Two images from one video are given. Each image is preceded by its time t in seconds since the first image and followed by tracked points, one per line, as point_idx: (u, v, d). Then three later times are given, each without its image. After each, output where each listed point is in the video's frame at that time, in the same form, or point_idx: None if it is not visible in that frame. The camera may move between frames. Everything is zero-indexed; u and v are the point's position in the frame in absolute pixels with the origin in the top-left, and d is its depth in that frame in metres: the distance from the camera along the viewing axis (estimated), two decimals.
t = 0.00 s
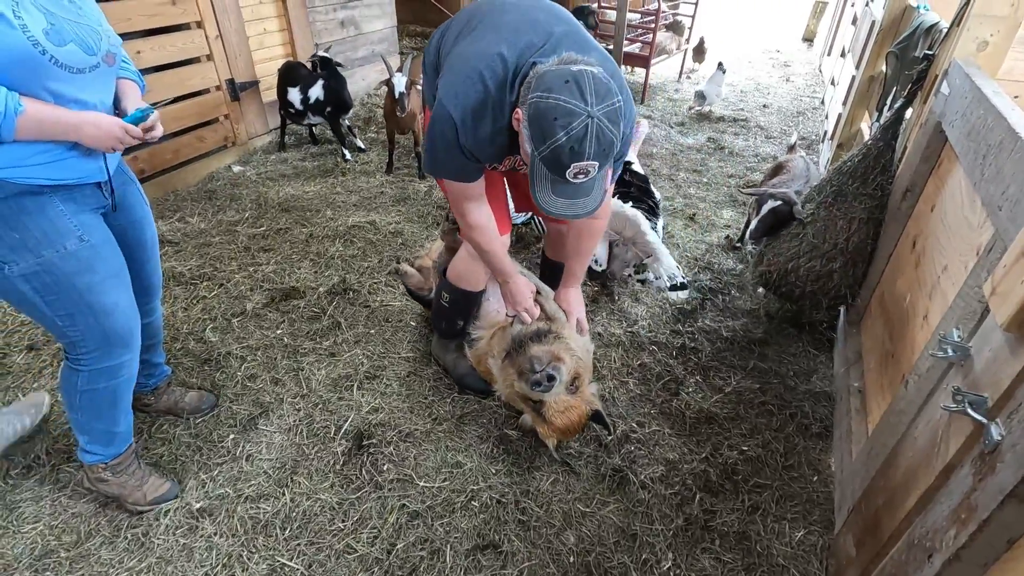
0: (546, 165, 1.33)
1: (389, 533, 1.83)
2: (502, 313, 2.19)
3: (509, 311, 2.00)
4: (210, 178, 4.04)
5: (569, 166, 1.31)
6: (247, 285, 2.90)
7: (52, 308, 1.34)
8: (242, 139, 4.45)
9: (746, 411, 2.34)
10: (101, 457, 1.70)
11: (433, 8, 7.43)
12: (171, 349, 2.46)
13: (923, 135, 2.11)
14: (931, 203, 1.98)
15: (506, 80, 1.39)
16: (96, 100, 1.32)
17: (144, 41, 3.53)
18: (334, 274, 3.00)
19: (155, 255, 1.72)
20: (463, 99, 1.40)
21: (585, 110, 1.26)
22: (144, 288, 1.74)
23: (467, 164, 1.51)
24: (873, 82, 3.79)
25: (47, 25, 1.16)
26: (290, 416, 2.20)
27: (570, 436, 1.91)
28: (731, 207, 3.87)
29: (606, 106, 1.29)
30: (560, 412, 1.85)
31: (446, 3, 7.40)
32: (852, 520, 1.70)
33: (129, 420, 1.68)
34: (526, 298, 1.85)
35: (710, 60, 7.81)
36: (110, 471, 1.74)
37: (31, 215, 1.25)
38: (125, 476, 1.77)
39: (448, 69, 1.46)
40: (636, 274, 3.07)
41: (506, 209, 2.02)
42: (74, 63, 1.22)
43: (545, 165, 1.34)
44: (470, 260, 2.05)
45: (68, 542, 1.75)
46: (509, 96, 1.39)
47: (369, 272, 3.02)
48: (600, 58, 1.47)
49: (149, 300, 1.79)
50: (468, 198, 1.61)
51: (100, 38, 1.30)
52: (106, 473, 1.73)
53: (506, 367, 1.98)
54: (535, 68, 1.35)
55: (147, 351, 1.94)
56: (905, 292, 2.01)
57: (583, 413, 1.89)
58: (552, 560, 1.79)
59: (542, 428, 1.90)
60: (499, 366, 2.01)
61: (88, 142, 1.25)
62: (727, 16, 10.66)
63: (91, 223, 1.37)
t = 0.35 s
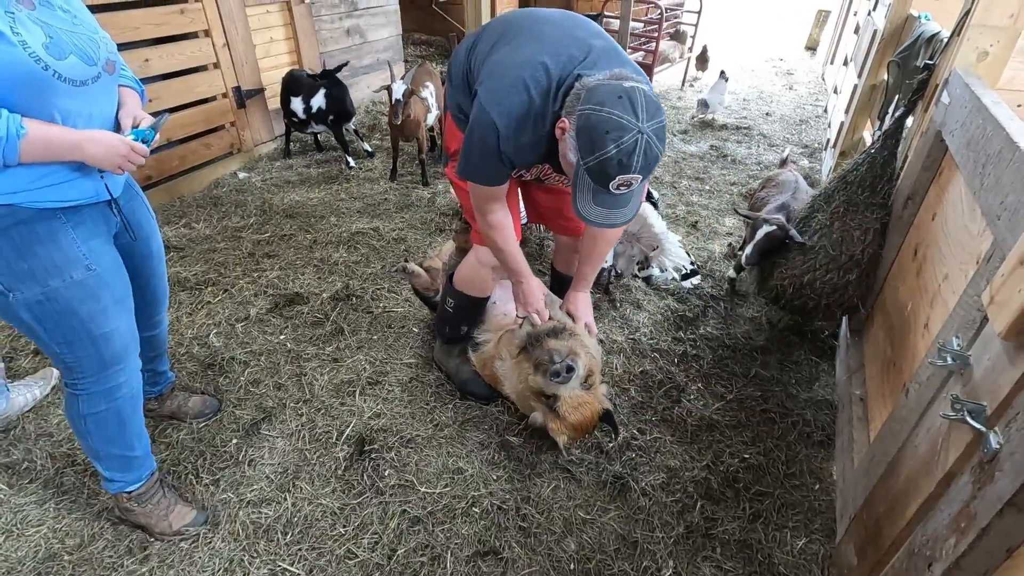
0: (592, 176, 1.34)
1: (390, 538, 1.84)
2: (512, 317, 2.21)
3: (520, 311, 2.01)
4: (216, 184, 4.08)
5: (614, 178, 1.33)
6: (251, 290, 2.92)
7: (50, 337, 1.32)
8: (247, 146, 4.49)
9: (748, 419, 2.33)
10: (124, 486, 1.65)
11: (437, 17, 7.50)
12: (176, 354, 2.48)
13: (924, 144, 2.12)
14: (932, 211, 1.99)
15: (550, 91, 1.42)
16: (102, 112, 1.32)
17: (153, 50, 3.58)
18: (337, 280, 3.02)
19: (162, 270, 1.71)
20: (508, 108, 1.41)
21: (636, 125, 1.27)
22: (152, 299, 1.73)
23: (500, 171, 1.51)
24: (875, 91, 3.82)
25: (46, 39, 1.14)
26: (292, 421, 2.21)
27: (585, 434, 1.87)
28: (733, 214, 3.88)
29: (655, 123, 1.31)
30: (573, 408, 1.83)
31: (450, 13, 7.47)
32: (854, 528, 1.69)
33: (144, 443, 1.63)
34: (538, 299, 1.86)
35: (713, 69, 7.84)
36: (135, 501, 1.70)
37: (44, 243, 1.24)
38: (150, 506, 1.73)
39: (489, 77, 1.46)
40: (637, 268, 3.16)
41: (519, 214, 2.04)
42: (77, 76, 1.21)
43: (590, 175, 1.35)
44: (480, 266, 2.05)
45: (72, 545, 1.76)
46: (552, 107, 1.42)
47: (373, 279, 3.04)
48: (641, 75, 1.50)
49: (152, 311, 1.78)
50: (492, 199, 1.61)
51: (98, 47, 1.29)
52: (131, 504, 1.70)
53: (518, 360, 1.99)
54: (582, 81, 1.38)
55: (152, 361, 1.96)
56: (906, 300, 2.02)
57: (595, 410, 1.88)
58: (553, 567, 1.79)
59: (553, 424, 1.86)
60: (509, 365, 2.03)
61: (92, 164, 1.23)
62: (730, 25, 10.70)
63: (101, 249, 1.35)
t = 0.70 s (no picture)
0: (606, 176, 1.35)
1: (387, 543, 1.84)
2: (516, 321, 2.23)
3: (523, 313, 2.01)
4: (218, 189, 4.11)
5: (628, 179, 1.33)
6: (252, 295, 2.94)
7: (33, 385, 1.30)
8: (249, 151, 4.52)
9: (746, 424, 2.33)
10: (117, 507, 1.63)
11: (439, 23, 7.55)
12: (175, 358, 2.49)
13: (921, 151, 2.13)
14: (929, 218, 1.99)
15: (567, 91, 1.44)
16: (74, 142, 1.23)
17: (156, 56, 3.61)
18: (337, 284, 3.04)
19: (165, 305, 1.71)
20: (525, 108, 1.43)
21: (653, 128, 1.28)
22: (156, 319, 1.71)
23: (514, 169, 1.52)
24: (875, 97, 3.87)
25: (5, 70, 1.05)
26: (291, 425, 2.22)
27: (586, 437, 1.91)
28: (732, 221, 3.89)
29: (671, 128, 1.32)
30: (578, 409, 1.86)
31: (452, 19, 7.52)
32: (850, 534, 1.69)
33: (136, 468, 1.61)
34: (543, 302, 1.86)
35: (714, 75, 7.87)
36: (128, 519, 1.69)
37: (27, 291, 1.22)
38: (144, 521, 1.72)
39: (508, 77, 1.49)
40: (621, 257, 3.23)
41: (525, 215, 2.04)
42: (42, 109, 1.13)
43: (605, 176, 1.36)
44: (486, 269, 2.06)
45: (70, 548, 1.76)
46: (568, 107, 1.44)
47: (372, 283, 3.06)
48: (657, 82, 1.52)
49: (158, 337, 1.77)
50: (503, 199, 1.62)
51: (70, 71, 1.20)
52: (125, 522, 1.68)
53: (522, 361, 1.99)
54: (601, 84, 1.39)
55: (152, 377, 1.94)
56: (903, 306, 2.02)
57: (599, 412, 1.90)
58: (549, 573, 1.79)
59: (556, 424, 1.88)
60: (512, 366, 2.03)
61: (33, 235, 1.13)
62: (731, 31, 10.74)
63: (88, 296, 1.34)
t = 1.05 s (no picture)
0: (581, 187, 1.36)
1: (383, 547, 1.84)
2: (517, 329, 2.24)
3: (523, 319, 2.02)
4: (218, 193, 4.12)
5: (603, 190, 1.34)
6: (250, 298, 2.94)
7: (13, 412, 1.24)
8: (249, 155, 4.53)
9: (744, 429, 2.32)
10: (110, 518, 1.60)
11: (440, 29, 7.59)
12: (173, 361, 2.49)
13: (917, 155, 2.13)
14: (926, 223, 1.99)
15: (547, 100, 1.45)
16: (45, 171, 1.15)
17: (157, 61, 3.63)
18: (335, 288, 3.04)
19: (171, 315, 1.60)
20: (507, 117, 1.44)
21: (627, 140, 1.29)
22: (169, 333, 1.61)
23: (498, 179, 1.52)
24: (873, 103, 3.88)
25: None
26: (287, 430, 2.21)
27: (602, 427, 1.92)
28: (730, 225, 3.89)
29: (647, 139, 1.33)
30: (596, 397, 1.87)
31: (453, 24, 7.56)
32: (847, 539, 1.68)
33: (124, 479, 1.56)
34: (543, 308, 1.89)
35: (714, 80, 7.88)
36: (122, 527, 1.67)
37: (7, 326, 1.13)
38: (137, 529, 1.70)
39: (491, 86, 1.50)
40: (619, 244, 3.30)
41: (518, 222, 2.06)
42: (14, 142, 1.05)
43: (581, 187, 1.37)
44: (481, 277, 2.06)
45: (64, 553, 1.76)
46: (548, 117, 1.45)
47: (371, 287, 3.06)
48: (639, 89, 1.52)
49: (175, 360, 1.69)
50: (493, 207, 1.63)
51: (41, 92, 1.10)
52: (119, 530, 1.66)
53: (531, 359, 2.00)
54: (580, 93, 1.39)
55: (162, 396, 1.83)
56: (900, 311, 2.02)
57: (614, 403, 1.93)
58: None
59: (574, 416, 1.87)
60: (520, 370, 2.03)
61: None
62: (731, 37, 10.77)
63: (68, 322, 1.26)
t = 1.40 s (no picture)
0: (587, 195, 1.37)
1: (380, 551, 1.83)
2: (525, 326, 2.21)
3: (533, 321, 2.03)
4: (217, 196, 4.12)
5: (608, 199, 1.35)
6: (249, 301, 2.94)
7: None
8: (249, 158, 4.54)
9: (743, 433, 2.31)
10: (105, 521, 1.59)
11: (440, 32, 7.60)
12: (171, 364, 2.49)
13: (916, 158, 2.13)
14: (925, 226, 1.99)
15: (554, 106, 1.44)
16: (52, 179, 1.16)
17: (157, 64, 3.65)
18: (334, 291, 3.04)
19: (166, 317, 1.53)
20: (514, 122, 1.44)
21: (633, 151, 1.29)
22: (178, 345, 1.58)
23: (504, 180, 1.54)
24: (872, 106, 3.89)
25: None
26: (285, 433, 2.20)
27: (622, 416, 1.97)
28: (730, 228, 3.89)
29: (653, 149, 1.32)
30: (615, 386, 1.93)
31: (453, 28, 7.58)
32: (847, 544, 1.67)
33: (117, 483, 1.57)
34: (553, 307, 1.92)
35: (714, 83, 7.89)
36: (116, 530, 1.65)
37: None
38: (132, 531, 1.69)
39: (498, 91, 1.50)
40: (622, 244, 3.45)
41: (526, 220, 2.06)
42: (26, 151, 1.07)
43: (586, 195, 1.37)
44: (487, 275, 2.07)
45: (60, 556, 1.75)
46: (555, 122, 1.44)
47: (369, 290, 3.06)
48: (646, 95, 1.52)
49: (183, 363, 1.61)
50: (501, 208, 1.64)
51: (51, 103, 1.13)
52: (114, 533, 1.65)
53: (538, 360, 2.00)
54: (588, 100, 1.39)
55: (196, 415, 1.74)
56: (899, 314, 2.02)
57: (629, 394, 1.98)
58: None
59: (596, 405, 1.88)
60: (533, 368, 2.03)
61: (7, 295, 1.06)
62: (731, 40, 10.78)
63: (62, 330, 1.25)
